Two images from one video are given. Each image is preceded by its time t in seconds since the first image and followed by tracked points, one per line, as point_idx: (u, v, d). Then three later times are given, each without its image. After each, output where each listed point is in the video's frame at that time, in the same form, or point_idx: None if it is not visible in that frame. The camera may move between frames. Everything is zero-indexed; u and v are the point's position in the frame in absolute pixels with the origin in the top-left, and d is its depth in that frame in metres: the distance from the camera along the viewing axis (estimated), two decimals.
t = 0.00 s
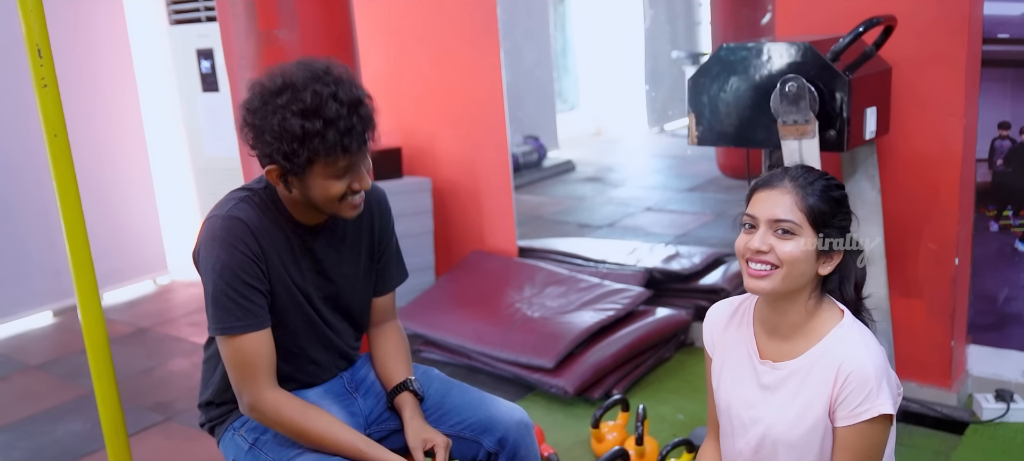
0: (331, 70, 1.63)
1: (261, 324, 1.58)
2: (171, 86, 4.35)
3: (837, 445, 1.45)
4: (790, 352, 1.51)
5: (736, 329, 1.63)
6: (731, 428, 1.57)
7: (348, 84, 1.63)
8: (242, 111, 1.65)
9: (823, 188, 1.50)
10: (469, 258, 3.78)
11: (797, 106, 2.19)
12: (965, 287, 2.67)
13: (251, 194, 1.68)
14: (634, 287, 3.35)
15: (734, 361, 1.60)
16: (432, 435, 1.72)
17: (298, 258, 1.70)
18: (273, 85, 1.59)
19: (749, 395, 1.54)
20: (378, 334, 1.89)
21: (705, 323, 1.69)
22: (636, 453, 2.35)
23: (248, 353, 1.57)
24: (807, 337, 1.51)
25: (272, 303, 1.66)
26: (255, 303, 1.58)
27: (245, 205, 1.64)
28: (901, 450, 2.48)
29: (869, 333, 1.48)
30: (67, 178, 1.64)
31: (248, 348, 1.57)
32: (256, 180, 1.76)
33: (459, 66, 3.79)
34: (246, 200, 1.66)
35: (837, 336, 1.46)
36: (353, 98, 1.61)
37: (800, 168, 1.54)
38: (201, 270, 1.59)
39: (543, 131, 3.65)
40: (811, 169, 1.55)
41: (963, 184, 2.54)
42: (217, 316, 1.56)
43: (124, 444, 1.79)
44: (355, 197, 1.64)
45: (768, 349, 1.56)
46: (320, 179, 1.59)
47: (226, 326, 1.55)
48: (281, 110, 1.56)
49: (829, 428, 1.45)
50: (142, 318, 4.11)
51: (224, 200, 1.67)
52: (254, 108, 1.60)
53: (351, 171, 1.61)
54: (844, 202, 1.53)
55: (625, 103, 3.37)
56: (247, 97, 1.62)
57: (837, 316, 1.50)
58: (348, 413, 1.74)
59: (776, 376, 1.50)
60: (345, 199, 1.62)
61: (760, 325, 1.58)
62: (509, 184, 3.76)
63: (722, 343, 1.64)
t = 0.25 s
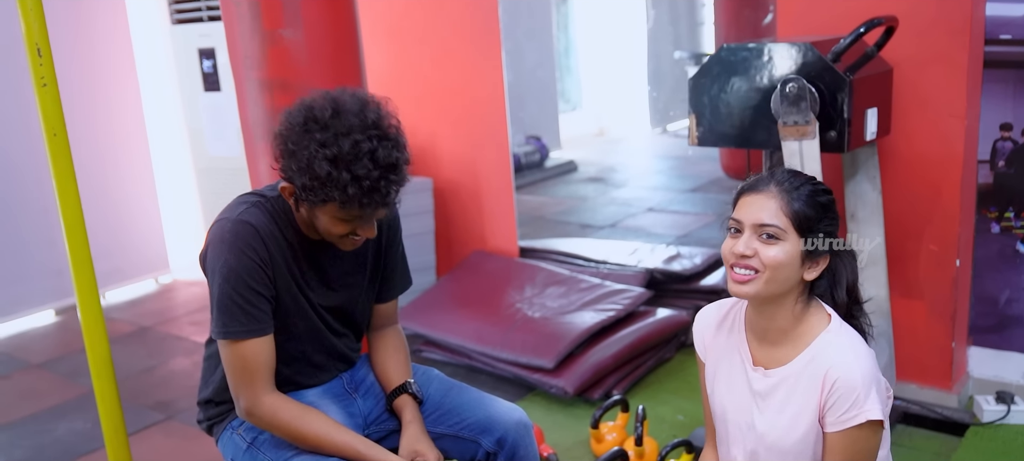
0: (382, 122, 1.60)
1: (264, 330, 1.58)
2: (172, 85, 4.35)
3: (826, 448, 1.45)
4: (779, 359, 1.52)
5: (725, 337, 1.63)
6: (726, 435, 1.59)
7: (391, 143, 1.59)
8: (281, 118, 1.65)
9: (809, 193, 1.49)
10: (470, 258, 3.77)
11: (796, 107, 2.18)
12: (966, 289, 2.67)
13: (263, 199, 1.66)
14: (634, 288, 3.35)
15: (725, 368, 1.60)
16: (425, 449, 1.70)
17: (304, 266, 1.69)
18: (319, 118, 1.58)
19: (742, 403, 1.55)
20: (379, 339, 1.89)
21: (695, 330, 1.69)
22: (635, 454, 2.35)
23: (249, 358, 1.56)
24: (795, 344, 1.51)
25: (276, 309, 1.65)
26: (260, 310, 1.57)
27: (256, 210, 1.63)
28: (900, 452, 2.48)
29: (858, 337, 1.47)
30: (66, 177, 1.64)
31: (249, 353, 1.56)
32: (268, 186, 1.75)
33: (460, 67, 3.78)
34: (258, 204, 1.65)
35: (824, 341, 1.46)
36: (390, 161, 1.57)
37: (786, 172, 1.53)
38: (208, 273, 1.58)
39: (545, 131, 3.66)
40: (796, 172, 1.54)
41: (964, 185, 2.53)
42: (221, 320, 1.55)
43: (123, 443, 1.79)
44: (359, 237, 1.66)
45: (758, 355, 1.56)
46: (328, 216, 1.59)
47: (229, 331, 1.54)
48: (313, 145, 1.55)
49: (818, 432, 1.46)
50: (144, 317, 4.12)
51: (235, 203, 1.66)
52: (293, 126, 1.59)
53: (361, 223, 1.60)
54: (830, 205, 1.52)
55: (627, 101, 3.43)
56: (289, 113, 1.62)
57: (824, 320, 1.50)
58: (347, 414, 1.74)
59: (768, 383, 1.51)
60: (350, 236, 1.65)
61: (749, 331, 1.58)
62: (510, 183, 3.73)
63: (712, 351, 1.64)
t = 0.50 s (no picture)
0: (384, 109, 1.60)
1: (269, 326, 1.58)
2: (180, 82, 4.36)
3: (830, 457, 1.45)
4: (779, 366, 1.51)
5: (723, 343, 1.64)
6: (729, 438, 1.60)
7: (394, 129, 1.59)
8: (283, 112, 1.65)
9: (808, 198, 1.48)
10: (476, 254, 3.77)
11: (804, 103, 2.18)
12: (976, 286, 2.65)
13: (266, 195, 1.67)
14: (641, 284, 3.34)
15: (727, 375, 1.61)
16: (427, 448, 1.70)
17: (309, 262, 1.69)
18: (321, 106, 1.58)
19: (742, 410, 1.56)
20: (387, 334, 1.89)
21: (694, 336, 1.70)
22: (641, 451, 2.35)
23: (254, 353, 1.56)
24: (795, 351, 1.50)
25: (281, 304, 1.66)
26: (265, 305, 1.58)
27: (259, 206, 1.64)
28: (908, 450, 2.46)
29: (857, 341, 1.46)
30: (73, 173, 1.65)
31: (255, 349, 1.56)
32: (271, 182, 1.76)
33: (467, 63, 3.77)
34: (261, 200, 1.65)
35: (822, 351, 1.46)
36: (394, 148, 1.58)
37: (788, 176, 1.52)
38: (212, 269, 1.58)
39: (553, 127, 3.66)
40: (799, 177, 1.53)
41: (973, 183, 2.52)
42: (225, 315, 1.55)
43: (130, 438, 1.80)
44: (362, 229, 1.64)
45: (758, 362, 1.56)
46: (336, 207, 1.58)
47: (234, 326, 1.55)
48: (317, 134, 1.55)
49: (820, 440, 1.46)
50: (154, 312, 4.14)
51: (239, 199, 1.67)
52: (297, 116, 1.60)
53: (367, 212, 1.59)
54: (830, 213, 1.50)
55: (633, 95, 3.42)
56: (293, 104, 1.62)
57: (822, 329, 1.50)
58: (351, 409, 1.74)
59: (767, 391, 1.51)
60: (353, 228, 1.63)
61: (748, 338, 1.58)
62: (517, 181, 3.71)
63: (712, 358, 1.65)
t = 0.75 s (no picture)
0: (347, 76, 1.63)
1: (269, 320, 1.59)
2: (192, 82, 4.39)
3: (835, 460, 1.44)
4: (784, 370, 1.51)
5: (728, 346, 1.63)
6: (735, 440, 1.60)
7: (364, 90, 1.63)
8: (257, 116, 1.65)
9: (816, 208, 1.45)
10: (486, 253, 3.78)
11: (813, 102, 2.17)
12: (987, 287, 2.63)
13: (261, 191, 1.68)
14: (650, 284, 3.34)
15: (732, 377, 1.61)
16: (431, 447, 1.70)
17: (308, 257, 1.70)
18: (290, 93, 1.59)
19: (748, 413, 1.56)
20: (389, 330, 1.90)
21: (700, 339, 1.69)
22: (649, 451, 2.34)
23: (257, 348, 1.58)
24: (799, 354, 1.49)
25: (280, 300, 1.67)
26: (263, 301, 1.59)
27: (255, 202, 1.64)
28: (918, 451, 2.45)
29: (863, 343, 1.46)
30: (82, 172, 1.66)
31: (255, 343, 1.58)
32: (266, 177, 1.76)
33: (477, 62, 3.77)
34: (256, 196, 1.66)
35: (827, 354, 1.45)
36: (370, 106, 1.61)
37: (796, 184, 1.49)
38: (211, 267, 1.60)
39: (563, 127, 3.65)
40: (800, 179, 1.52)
41: (984, 182, 2.50)
42: (225, 312, 1.57)
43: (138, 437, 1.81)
44: (373, 201, 1.65)
45: (763, 365, 1.55)
46: (341, 186, 1.60)
47: (235, 323, 1.57)
48: (298, 119, 1.57)
49: (825, 443, 1.45)
50: (164, 311, 4.16)
51: (235, 197, 1.68)
52: (272, 115, 1.60)
53: (370, 176, 1.62)
54: (838, 221, 1.47)
55: (642, 94, 3.41)
56: (266, 104, 1.62)
57: (828, 331, 1.49)
58: (356, 408, 1.75)
59: (773, 395, 1.50)
60: (363, 203, 1.64)
61: (753, 340, 1.58)
62: (527, 181, 3.72)
63: (717, 360, 1.65)
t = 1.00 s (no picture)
0: (336, 61, 1.64)
1: (273, 314, 1.60)
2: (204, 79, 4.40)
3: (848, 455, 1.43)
4: (793, 366, 1.50)
5: (737, 344, 1.63)
6: (746, 438, 1.59)
7: (353, 73, 1.63)
8: (251, 110, 1.66)
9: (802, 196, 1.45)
10: (496, 249, 3.78)
11: (823, 96, 2.15)
12: (1000, 282, 2.62)
13: (260, 186, 1.69)
14: (660, 279, 3.33)
15: (741, 375, 1.60)
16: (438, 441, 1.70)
17: (309, 251, 1.71)
18: (280, 80, 1.60)
19: (758, 410, 1.55)
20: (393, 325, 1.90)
21: (707, 336, 1.68)
22: (659, 447, 2.33)
23: (262, 340, 1.59)
24: (807, 349, 1.49)
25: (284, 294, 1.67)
26: (265, 294, 1.60)
27: (254, 198, 1.66)
28: (929, 447, 2.44)
29: (869, 335, 1.45)
30: (91, 169, 1.67)
31: (262, 336, 1.59)
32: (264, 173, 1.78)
33: (487, 57, 3.76)
34: (255, 192, 1.68)
35: (834, 348, 1.44)
36: (361, 88, 1.62)
37: (784, 174, 1.50)
38: (214, 263, 1.62)
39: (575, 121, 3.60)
40: (796, 172, 1.51)
41: (997, 177, 2.48)
42: (229, 307, 1.58)
43: (148, 434, 1.82)
44: (370, 187, 1.66)
45: (772, 362, 1.55)
46: (335, 170, 1.60)
47: (240, 317, 1.58)
48: (290, 105, 1.57)
49: (837, 439, 1.45)
50: (176, 307, 4.18)
51: (235, 194, 1.69)
52: (264, 104, 1.61)
53: (364, 160, 1.63)
54: (830, 209, 1.46)
55: (653, 90, 3.38)
56: (257, 95, 1.63)
57: (833, 324, 1.48)
58: (364, 403, 1.75)
59: (783, 392, 1.50)
60: (361, 189, 1.64)
61: (760, 338, 1.57)
62: (537, 177, 3.74)
63: (726, 357, 1.64)
